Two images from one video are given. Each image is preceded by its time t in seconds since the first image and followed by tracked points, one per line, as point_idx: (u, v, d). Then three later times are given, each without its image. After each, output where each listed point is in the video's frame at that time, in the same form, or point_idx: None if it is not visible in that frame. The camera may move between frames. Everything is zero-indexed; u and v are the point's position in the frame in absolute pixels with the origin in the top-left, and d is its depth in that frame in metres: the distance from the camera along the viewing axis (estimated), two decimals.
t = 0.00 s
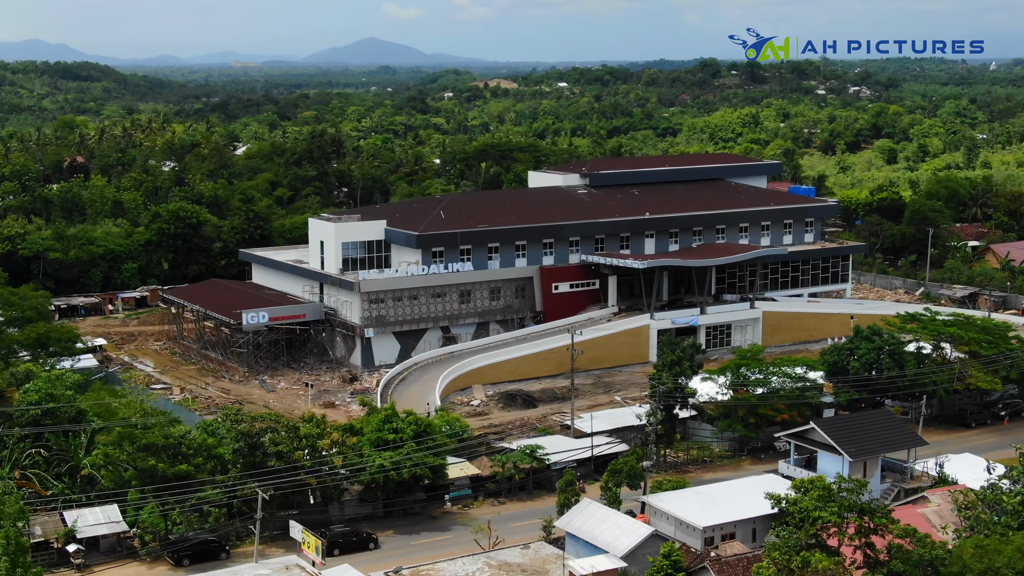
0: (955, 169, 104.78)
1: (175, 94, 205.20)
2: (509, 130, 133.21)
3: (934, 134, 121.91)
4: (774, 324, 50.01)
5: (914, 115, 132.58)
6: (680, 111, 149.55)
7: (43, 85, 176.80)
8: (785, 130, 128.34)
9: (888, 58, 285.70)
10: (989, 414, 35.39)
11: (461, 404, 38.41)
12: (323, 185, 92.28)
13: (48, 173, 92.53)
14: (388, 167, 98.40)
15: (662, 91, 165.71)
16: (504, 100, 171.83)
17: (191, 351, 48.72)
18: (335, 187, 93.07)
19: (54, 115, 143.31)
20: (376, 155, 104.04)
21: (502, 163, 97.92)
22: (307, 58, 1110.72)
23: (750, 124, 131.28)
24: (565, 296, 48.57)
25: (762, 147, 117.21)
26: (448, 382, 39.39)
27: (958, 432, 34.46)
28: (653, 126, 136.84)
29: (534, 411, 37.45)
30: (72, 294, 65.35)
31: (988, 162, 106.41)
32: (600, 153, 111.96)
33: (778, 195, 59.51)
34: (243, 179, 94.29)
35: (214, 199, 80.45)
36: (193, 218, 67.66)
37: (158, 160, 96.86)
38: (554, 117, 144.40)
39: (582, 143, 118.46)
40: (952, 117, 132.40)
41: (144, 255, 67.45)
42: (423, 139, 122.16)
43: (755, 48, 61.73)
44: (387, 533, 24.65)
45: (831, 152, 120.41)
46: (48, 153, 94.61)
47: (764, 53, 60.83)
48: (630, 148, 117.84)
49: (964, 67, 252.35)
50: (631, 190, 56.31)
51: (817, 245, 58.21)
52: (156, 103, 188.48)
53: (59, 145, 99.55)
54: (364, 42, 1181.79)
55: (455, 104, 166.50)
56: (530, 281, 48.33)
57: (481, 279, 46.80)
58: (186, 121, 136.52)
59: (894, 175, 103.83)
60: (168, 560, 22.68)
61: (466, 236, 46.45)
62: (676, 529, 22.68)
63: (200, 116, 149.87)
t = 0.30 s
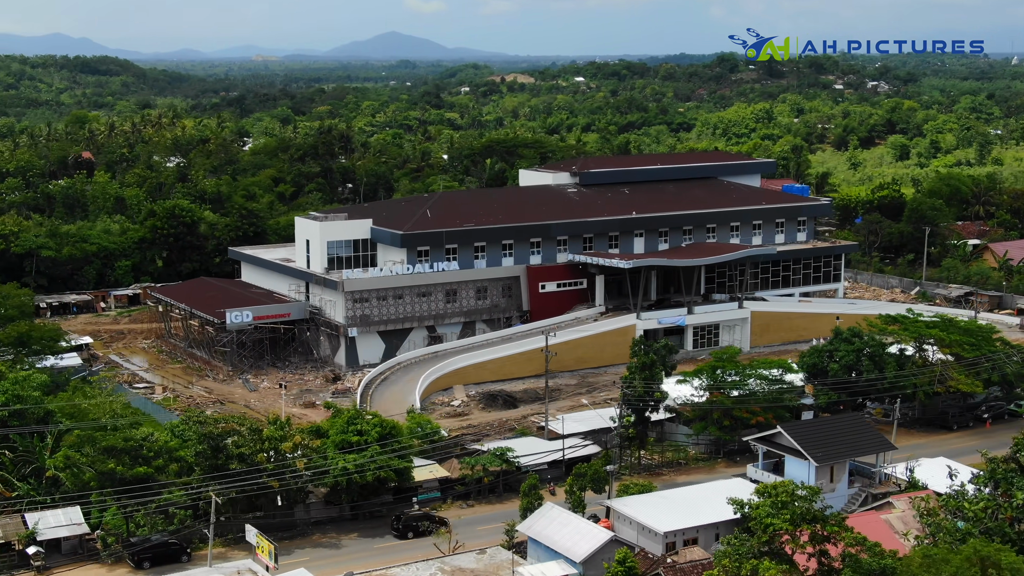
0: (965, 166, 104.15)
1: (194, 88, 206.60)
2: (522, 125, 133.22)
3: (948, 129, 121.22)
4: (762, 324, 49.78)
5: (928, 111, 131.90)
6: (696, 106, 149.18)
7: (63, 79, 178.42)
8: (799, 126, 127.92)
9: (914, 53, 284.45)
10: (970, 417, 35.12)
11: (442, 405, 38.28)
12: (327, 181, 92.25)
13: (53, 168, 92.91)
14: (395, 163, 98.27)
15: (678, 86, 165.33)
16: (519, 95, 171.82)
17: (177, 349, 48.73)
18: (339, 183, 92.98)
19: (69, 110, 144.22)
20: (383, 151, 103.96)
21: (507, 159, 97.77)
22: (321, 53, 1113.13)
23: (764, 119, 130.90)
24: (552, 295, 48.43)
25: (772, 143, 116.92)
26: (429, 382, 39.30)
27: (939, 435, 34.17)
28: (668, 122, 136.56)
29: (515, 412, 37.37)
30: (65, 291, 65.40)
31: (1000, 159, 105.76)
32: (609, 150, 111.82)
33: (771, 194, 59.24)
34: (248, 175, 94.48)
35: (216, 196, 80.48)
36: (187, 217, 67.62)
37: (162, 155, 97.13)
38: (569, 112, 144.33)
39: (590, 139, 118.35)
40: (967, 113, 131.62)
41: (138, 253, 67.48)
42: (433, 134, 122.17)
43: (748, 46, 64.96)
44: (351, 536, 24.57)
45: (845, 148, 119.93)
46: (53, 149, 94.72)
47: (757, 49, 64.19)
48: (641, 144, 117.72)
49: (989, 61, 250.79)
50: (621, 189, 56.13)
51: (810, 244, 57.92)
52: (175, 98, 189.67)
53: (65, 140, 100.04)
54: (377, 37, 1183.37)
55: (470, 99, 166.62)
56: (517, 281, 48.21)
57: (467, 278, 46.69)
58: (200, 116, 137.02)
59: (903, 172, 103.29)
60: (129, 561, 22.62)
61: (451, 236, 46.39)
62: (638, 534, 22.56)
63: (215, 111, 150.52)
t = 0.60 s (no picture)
0: (992, 165, 103.00)
1: (228, 84, 208.64)
2: (550, 123, 133.10)
3: (978, 127, 119.92)
4: (766, 326, 49.36)
5: (960, 108, 130.59)
6: (728, 102, 148.47)
7: (98, 75, 180.73)
8: (828, 123, 127.09)
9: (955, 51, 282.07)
10: (969, 422, 34.66)
11: (439, 407, 38.13)
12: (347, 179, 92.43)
13: (75, 166, 93.70)
14: (417, 161, 98.27)
15: (710, 81, 164.37)
16: (550, 91, 171.64)
17: (179, 348, 48.93)
18: (359, 181, 93.15)
19: (101, 106, 145.65)
20: (406, 149, 103.93)
21: (528, 158, 97.59)
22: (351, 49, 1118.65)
23: (794, 116, 130.12)
24: (554, 296, 48.21)
25: (799, 141, 116.21)
26: (426, 383, 39.14)
27: (937, 440, 33.78)
28: (698, 119, 135.99)
29: (511, 415, 37.24)
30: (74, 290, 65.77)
31: None
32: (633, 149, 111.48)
33: (779, 195, 58.79)
34: (268, 173, 94.88)
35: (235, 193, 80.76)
36: (196, 216, 67.77)
37: (183, 153, 97.68)
38: (598, 108, 144.08)
39: (615, 137, 118.08)
40: (999, 110, 130.11)
41: (148, 252, 67.82)
42: (458, 131, 122.15)
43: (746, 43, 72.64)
44: (330, 540, 24.55)
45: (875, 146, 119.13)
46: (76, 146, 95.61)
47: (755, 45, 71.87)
48: (667, 143, 117.32)
49: None
50: (627, 189, 55.83)
51: (818, 245, 57.44)
52: (209, 94, 191.29)
53: (88, 138, 100.91)
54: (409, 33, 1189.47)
55: (501, 96, 166.71)
56: (519, 281, 48.04)
57: (468, 279, 46.56)
58: (231, 113, 137.82)
59: (929, 171, 102.30)
60: (106, 564, 22.63)
61: (452, 236, 46.31)
62: (616, 541, 22.36)
63: (246, 107, 151.45)
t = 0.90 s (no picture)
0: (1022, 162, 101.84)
1: (263, 80, 211.39)
2: (580, 117, 132.94)
3: (1011, 122, 118.61)
4: (769, 327, 48.94)
5: (995, 103, 129.28)
6: (761, 96, 147.72)
7: (134, 70, 183.96)
8: (859, 118, 126.17)
9: (998, 45, 278.94)
10: (966, 425, 34.23)
11: (433, 407, 38.02)
12: (366, 175, 92.58)
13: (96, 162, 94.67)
14: (439, 158, 98.30)
15: (744, 74, 163.21)
16: (582, 86, 171.38)
17: (182, 346, 49.11)
18: (379, 177, 93.32)
19: (135, 100, 147.38)
20: (430, 145, 103.88)
21: (550, 154, 97.49)
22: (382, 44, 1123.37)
23: (825, 111, 129.40)
24: (556, 296, 48.00)
25: (826, 137, 115.49)
26: (421, 383, 38.99)
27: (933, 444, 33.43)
28: (730, 113, 135.51)
29: (505, 416, 37.10)
30: (84, 287, 66.19)
31: None
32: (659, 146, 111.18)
33: (788, 193, 58.29)
34: (287, 169, 95.30)
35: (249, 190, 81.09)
36: (206, 212, 68.00)
37: (204, 149, 98.34)
38: (629, 103, 143.93)
39: (641, 132, 117.77)
40: None
41: (158, 249, 68.12)
42: (485, 126, 122.17)
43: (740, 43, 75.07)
44: (308, 543, 24.50)
45: (907, 142, 118.28)
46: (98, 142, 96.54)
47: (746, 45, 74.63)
48: (694, 139, 116.90)
49: None
50: (632, 187, 55.52)
51: (826, 245, 56.94)
52: (245, 88, 193.20)
53: (112, 134, 101.90)
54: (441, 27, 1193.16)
55: (532, 91, 166.79)
56: (520, 281, 47.87)
57: (469, 278, 46.44)
58: (263, 108, 138.75)
59: (957, 168, 101.31)
60: (81, 565, 22.70)
61: (453, 235, 46.19)
62: (591, 546, 22.18)
63: (278, 102, 152.50)
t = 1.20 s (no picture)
0: None
1: (293, 75, 213.77)
2: (605, 113, 133.02)
3: None
4: (768, 327, 48.58)
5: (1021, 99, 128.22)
6: (788, 92, 147.24)
7: (162, 65, 188.25)
8: (884, 114, 125.47)
9: None
10: (958, 429, 33.95)
11: (424, 408, 37.93)
12: (380, 172, 92.72)
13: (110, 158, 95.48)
14: (456, 155, 98.37)
15: (771, 70, 162.56)
16: (609, 81, 171.31)
17: (178, 345, 49.21)
18: (393, 174, 93.50)
19: (161, 95, 149.10)
20: (448, 141, 103.84)
21: (566, 151, 97.38)
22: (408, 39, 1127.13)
23: (850, 107, 128.89)
24: (552, 296, 47.81)
25: (846, 134, 114.94)
26: (413, 383, 38.91)
27: (922, 448, 33.19)
28: (755, 109, 135.23)
29: (495, 417, 37.00)
30: (88, 284, 66.47)
31: None
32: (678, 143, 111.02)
33: (790, 192, 57.88)
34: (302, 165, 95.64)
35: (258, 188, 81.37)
36: (210, 210, 68.12)
37: (219, 145, 98.88)
38: (654, 98, 143.92)
39: (661, 129, 117.66)
40: None
41: (162, 247, 68.28)
42: (506, 123, 122.18)
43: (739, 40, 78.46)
44: (281, 546, 24.48)
45: (931, 138, 117.61)
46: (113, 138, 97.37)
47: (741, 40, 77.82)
48: (716, 135, 116.57)
49: None
50: (632, 187, 55.24)
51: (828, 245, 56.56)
52: (273, 83, 195.52)
53: (130, 130, 102.83)
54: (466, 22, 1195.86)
55: (557, 86, 166.97)
56: (516, 280, 47.72)
57: (465, 278, 46.34)
58: (289, 104, 139.63)
59: (978, 166, 100.62)
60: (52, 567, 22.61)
61: (448, 235, 46.06)
62: (561, 551, 22.06)
63: (304, 97, 153.48)
